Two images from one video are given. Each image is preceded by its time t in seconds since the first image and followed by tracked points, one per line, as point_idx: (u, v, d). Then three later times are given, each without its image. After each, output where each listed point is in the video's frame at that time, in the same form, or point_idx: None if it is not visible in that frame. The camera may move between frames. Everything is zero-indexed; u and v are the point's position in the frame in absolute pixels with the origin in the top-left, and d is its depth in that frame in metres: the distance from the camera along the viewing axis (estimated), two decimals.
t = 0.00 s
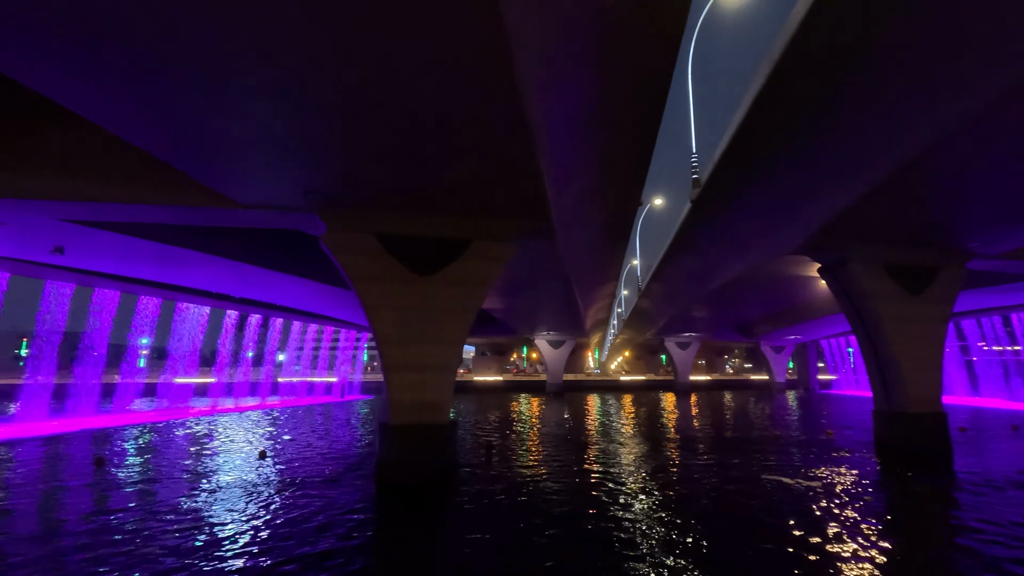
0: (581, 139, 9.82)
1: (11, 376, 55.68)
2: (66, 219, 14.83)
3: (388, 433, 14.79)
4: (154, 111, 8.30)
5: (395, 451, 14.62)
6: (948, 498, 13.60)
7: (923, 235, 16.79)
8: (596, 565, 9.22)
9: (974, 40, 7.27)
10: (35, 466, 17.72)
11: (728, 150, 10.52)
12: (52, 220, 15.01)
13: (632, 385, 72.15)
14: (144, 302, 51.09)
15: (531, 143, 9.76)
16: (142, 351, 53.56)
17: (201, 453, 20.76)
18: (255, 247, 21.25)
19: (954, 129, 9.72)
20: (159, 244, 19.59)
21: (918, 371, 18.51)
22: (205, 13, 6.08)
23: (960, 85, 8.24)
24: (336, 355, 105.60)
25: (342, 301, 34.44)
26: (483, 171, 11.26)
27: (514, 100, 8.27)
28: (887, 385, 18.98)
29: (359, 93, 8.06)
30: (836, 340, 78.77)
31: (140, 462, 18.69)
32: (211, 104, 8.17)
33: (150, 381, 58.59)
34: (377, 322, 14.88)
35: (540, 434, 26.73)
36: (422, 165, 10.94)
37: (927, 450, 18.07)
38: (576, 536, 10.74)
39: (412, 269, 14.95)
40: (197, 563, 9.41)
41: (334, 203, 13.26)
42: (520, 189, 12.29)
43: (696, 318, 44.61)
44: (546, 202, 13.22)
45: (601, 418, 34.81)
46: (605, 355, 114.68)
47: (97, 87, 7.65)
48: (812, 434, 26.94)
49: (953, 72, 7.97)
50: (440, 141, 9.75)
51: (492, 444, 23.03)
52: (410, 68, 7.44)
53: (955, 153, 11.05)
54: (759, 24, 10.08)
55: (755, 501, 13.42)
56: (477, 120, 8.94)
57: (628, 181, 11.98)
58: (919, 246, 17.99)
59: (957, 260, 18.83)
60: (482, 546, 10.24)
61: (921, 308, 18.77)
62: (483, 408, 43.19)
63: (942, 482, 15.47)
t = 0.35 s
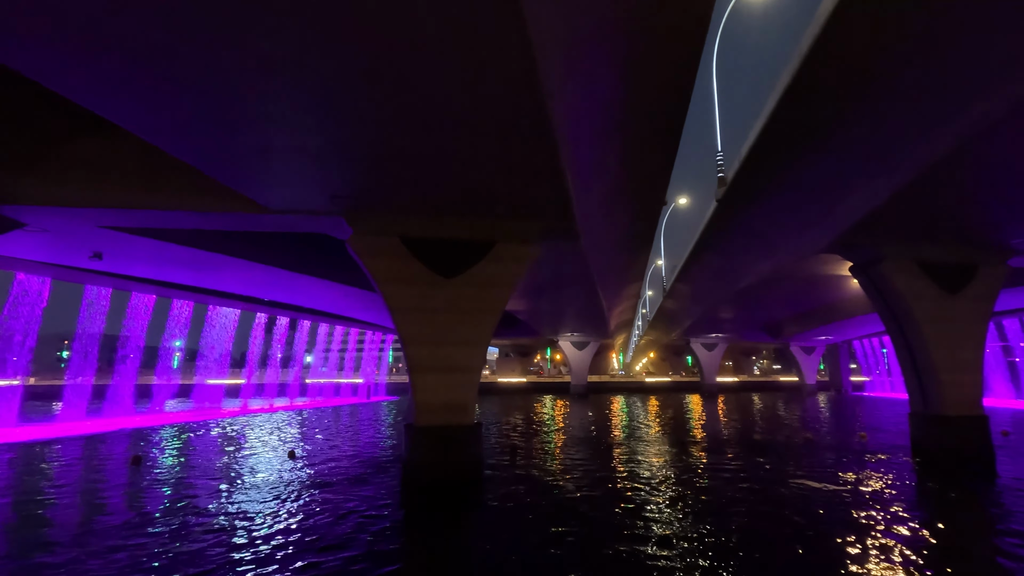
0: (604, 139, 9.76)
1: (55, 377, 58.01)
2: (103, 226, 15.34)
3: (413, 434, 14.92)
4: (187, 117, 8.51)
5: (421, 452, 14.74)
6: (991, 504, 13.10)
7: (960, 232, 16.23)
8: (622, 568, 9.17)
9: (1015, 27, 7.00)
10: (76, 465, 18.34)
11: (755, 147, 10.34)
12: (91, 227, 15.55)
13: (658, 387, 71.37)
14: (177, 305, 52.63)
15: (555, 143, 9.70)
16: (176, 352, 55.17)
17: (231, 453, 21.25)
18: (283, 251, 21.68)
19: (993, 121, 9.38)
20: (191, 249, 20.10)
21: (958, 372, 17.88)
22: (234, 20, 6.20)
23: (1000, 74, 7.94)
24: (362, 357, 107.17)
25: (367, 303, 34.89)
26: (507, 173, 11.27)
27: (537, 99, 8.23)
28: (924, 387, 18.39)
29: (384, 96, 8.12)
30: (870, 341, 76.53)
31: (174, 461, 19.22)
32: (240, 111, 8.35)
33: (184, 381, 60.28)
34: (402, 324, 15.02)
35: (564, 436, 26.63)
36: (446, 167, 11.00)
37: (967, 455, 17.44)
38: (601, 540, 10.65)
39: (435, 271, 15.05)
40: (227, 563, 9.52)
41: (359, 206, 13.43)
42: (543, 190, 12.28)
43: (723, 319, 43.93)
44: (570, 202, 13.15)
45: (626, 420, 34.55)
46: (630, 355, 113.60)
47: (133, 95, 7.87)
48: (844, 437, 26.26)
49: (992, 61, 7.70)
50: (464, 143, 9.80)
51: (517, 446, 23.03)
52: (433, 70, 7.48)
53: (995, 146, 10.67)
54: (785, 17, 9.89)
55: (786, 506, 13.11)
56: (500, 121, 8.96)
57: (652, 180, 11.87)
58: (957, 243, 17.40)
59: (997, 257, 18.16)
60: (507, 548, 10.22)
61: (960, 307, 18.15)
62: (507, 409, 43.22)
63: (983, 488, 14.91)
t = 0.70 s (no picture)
0: (628, 137, 9.69)
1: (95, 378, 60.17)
2: (138, 232, 15.85)
3: (439, 435, 15.03)
4: (217, 123, 8.70)
5: (447, 453, 14.86)
6: None
7: (1001, 228, 15.63)
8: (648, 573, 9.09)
9: None
10: (114, 464, 18.92)
11: (783, 145, 10.16)
12: (128, 233, 16.07)
13: (684, 389, 70.42)
14: (209, 308, 54.03)
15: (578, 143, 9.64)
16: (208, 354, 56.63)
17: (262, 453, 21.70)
18: (310, 254, 22.07)
19: None
20: (222, 254, 20.62)
21: (1000, 374, 17.20)
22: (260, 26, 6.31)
23: None
24: (388, 358, 108.40)
25: (393, 305, 35.23)
26: (529, 175, 11.31)
27: (560, 98, 8.18)
28: (964, 389, 17.75)
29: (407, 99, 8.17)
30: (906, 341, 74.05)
31: (207, 461, 19.73)
32: (271, 119, 8.59)
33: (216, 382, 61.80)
34: (428, 326, 15.16)
35: (590, 438, 26.47)
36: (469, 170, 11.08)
37: (1011, 459, 16.78)
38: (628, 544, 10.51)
39: (460, 273, 15.15)
40: (257, 563, 9.62)
41: (385, 210, 13.60)
42: (566, 191, 12.27)
43: (751, 320, 43.13)
44: (593, 203, 13.06)
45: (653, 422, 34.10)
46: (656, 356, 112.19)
47: (164, 102, 8.09)
48: (880, 440, 25.47)
49: None
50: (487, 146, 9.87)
51: (542, 448, 22.97)
52: (455, 71, 7.48)
53: None
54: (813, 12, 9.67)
55: (819, 512, 12.76)
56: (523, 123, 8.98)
57: (677, 179, 11.74)
58: (997, 239, 16.77)
59: None
60: (531, 550, 10.17)
61: (1001, 306, 17.47)
62: (532, 411, 43.17)
63: None
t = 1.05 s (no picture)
0: (653, 135, 9.58)
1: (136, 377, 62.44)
2: (175, 236, 16.37)
3: (466, 435, 15.12)
4: (246, 129, 8.89)
5: (474, 453, 14.95)
6: None
7: None
8: None
9: None
10: (154, 461, 19.56)
11: (813, 140, 9.91)
12: (165, 237, 16.62)
13: (713, 389, 69.31)
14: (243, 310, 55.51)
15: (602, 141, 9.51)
16: (242, 355, 58.15)
17: (294, 451, 22.17)
18: (339, 255, 22.44)
19: None
20: (255, 258, 21.15)
21: None
22: (284, 31, 6.37)
23: None
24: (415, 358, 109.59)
25: (420, 306, 35.56)
26: (553, 175, 11.28)
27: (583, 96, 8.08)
28: (1010, 390, 17.01)
29: (430, 100, 8.19)
30: (947, 340, 71.20)
31: (242, 459, 20.26)
32: (299, 125, 8.77)
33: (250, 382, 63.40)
34: (454, 326, 15.26)
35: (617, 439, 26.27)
36: (493, 171, 11.13)
37: None
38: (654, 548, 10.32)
39: (486, 274, 15.20)
40: (289, 558, 9.88)
41: (411, 211, 13.75)
42: (591, 191, 12.21)
43: (783, 318, 42.19)
44: (620, 200, 12.93)
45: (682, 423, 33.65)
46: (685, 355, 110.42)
47: (196, 110, 8.30)
48: (920, 442, 24.62)
49: None
50: (510, 147, 9.89)
51: (570, 448, 22.90)
52: (477, 71, 7.46)
53: None
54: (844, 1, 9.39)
55: (855, 517, 12.39)
56: (546, 123, 8.98)
57: (704, 176, 11.56)
58: None
59: None
60: (558, 552, 10.15)
61: None
62: (559, 411, 43.08)
63: None
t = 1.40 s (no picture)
0: (683, 131, 9.44)
1: (178, 376, 64.76)
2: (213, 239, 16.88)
3: (496, 434, 15.18)
4: (278, 134, 9.10)
5: (504, 452, 15.01)
6: None
7: None
8: None
9: None
10: (196, 457, 20.26)
11: (851, 132, 9.61)
12: (204, 241, 17.15)
13: (747, 388, 67.85)
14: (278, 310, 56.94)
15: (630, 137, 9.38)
16: (277, 354, 59.68)
17: (328, 449, 22.61)
18: (369, 256, 22.78)
19: None
20: (288, 259, 21.65)
21: None
22: (317, 37, 6.51)
23: None
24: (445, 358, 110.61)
25: (449, 306, 35.80)
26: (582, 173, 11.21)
27: (609, 92, 7.97)
28: None
29: (455, 101, 8.20)
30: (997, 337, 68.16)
31: (278, 456, 20.79)
32: (331, 128, 8.93)
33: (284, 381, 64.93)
34: (483, 326, 15.31)
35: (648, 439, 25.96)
36: (522, 170, 11.12)
37: None
38: (687, 551, 10.16)
39: (515, 273, 15.20)
40: (324, 553, 10.12)
41: (440, 212, 13.85)
42: (620, 188, 12.09)
43: (819, 316, 41.04)
44: (649, 197, 12.74)
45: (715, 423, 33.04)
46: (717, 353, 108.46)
47: (232, 116, 8.53)
48: (967, 445, 23.63)
49: None
50: (539, 146, 9.87)
51: (600, 448, 22.74)
52: (502, 71, 7.43)
53: None
54: None
55: (898, 522, 11.95)
56: (574, 122, 8.93)
57: (736, 170, 11.33)
58: None
59: None
60: (589, 551, 10.13)
61: None
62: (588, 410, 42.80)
63: None
